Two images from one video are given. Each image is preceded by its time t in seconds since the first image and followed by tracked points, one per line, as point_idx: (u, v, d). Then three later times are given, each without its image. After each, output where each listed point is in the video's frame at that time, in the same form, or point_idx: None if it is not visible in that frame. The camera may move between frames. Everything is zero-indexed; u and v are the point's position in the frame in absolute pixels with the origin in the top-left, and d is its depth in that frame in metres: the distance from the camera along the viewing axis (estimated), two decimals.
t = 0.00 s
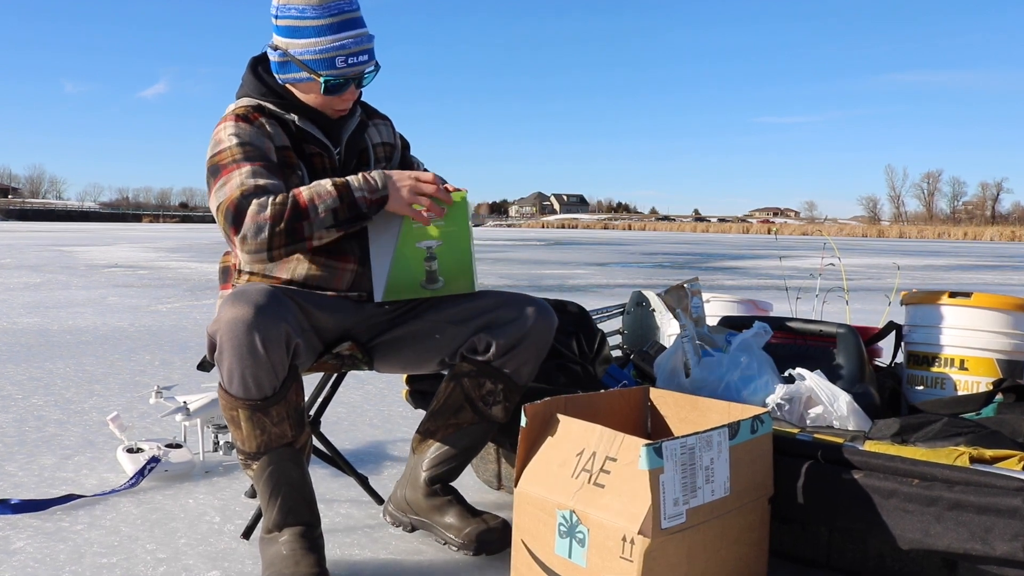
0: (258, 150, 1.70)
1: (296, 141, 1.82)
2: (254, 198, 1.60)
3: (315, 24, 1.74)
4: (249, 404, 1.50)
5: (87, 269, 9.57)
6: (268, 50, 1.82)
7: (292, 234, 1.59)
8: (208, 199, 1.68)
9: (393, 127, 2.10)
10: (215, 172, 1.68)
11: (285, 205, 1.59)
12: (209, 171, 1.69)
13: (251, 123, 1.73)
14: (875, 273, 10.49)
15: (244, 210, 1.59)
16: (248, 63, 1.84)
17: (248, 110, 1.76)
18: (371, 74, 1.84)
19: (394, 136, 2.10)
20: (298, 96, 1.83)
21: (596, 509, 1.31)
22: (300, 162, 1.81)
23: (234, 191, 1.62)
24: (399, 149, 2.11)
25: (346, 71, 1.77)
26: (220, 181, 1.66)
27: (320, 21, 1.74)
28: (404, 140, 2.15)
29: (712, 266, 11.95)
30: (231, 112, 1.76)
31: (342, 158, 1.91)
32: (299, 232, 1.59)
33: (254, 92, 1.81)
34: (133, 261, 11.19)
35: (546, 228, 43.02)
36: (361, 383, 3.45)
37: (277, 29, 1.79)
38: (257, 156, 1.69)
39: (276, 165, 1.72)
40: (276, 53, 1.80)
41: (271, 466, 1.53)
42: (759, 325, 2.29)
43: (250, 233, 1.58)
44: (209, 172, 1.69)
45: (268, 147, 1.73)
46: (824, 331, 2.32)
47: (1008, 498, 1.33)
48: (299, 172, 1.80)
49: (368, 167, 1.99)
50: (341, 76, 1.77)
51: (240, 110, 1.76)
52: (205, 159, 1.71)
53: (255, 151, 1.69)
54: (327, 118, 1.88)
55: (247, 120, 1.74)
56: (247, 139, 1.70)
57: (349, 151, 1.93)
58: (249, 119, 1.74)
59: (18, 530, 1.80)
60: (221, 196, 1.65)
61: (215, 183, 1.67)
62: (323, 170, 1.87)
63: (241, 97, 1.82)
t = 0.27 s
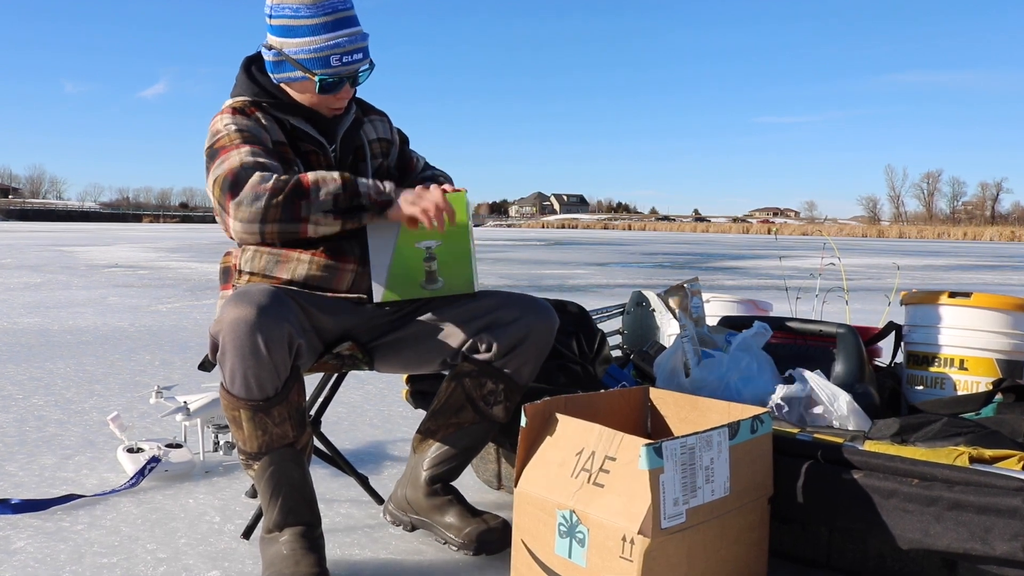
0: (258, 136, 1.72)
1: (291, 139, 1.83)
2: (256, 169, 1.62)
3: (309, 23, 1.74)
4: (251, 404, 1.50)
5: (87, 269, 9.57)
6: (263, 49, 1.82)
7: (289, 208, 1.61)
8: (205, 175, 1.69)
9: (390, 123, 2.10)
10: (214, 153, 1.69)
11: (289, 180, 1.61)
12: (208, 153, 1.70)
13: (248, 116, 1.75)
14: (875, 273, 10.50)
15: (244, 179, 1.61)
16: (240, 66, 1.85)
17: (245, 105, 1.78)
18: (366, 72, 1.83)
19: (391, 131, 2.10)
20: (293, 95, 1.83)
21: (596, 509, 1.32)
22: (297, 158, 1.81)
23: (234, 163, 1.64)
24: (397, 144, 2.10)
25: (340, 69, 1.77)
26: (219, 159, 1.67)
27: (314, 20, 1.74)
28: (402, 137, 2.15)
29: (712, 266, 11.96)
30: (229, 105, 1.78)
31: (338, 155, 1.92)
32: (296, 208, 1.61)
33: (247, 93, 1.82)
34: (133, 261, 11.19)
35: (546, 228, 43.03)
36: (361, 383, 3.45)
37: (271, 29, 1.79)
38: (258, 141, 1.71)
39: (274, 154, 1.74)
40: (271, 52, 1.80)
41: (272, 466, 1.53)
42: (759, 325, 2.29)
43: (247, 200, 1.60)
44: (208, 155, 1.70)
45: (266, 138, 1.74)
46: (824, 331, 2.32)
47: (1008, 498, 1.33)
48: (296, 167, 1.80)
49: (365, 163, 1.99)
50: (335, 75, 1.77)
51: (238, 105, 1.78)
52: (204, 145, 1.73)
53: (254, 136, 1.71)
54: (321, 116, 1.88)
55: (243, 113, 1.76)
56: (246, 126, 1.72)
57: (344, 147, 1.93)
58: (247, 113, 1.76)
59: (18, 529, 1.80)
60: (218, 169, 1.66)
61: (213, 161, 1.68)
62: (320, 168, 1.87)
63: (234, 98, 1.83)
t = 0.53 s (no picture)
0: (246, 162, 1.69)
1: (292, 144, 1.82)
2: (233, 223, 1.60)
3: (313, 19, 1.74)
4: (250, 404, 1.50)
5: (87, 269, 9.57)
6: (266, 49, 1.82)
7: (273, 259, 1.59)
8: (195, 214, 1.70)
9: (392, 126, 2.11)
10: (202, 187, 1.68)
11: (265, 230, 1.58)
12: (195, 183, 1.69)
13: (241, 133, 1.72)
14: (875, 273, 10.50)
15: (225, 236, 1.61)
16: (244, 67, 1.85)
17: (239, 117, 1.75)
18: (370, 69, 1.84)
19: (393, 135, 2.10)
20: (297, 95, 1.84)
21: (596, 509, 1.32)
22: (295, 165, 1.81)
23: (215, 216, 1.63)
24: (398, 147, 2.11)
25: (346, 65, 1.78)
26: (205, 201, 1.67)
27: (318, 17, 1.74)
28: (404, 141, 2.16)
29: (712, 266, 11.96)
30: (223, 120, 1.75)
31: (340, 159, 1.92)
32: (279, 256, 1.59)
33: (251, 94, 1.81)
34: (133, 261, 11.20)
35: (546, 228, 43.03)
36: (361, 383, 3.45)
37: (274, 27, 1.79)
38: (244, 169, 1.68)
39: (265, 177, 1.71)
40: (274, 51, 1.80)
41: (271, 466, 1.53)
42: (759, 325, 2.29)
43: (231, 259, 1.59)
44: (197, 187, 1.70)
45: (257, 157, 1.71)
46: (824, 331, 2.32)
47: (1008, 498, 1.33)
48: (294, 175, 1.80)
49: (366, 166, 1.99)
50: (341, 71, 1.78)
51: (231, 118, 1.75)
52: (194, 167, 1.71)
53: (241, 164, 1.68)
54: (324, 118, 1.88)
55: (237, 128, 1.72)
56: (235, 151, 1.69)
57: (346, 151, 1.93)
58: (239, 128, 1.73)
59: (18, 529, 1.80)
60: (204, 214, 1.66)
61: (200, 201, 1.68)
62: (320, 171, 1.88)
63: (238, 100, 1.82)
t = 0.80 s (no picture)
0: (247, 159, 1.70)
1: (292, 144, 1.83)
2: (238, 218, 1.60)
3: (313, 21, 1.74)
4: (250, 404, 1.51)
5: (87, 269, 9.57)
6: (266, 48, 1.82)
7: (280, 254, 1.59)
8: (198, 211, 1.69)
9: (393, 128, 2.11)
10: (204, 184, 1.69)
11: (271, 225, 1.59)
12: (198, 180, 1.70)
13: (243, 131, 1.73)
14: (875, 273, 10.50)
15: (230, 232, 1.60)
16: (245, 66, 1.85)
17: (241, 116, 1.76)
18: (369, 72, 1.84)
19: (394, 137, 2.10)
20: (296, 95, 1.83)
21: (596, 509, 1.32)
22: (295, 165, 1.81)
23: (220, 211, 1.62)
24: (398, 149, 2.11)
25: (345, 68, 1.78)
26: (208, 197, 1.67)
27: (318, 19, 1.74)
28: (405, 144, 2.16)
29: (712, 266, 11.96)
30: (225, 118, 1.76)
31: (340, 159, 1.92)
32: (286, 251, 1.59)
33: (251, 93, 1.81)
34: (133, 261, 11.20)
35: (546, 228, 43.05)
36: (361, 383, 3.45)
37: (275, 27, 1.79)
38: (247, 167, 1.69)
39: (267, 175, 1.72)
40: (274, 50, 1.80)
41: (271, 467, 1.53)
42: (760, 326, 2.28)
43: (237, 254, 1.59)
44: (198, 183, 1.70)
45: (259, 156, 1.72)
46: (824, 331, 2.32)
47: (1008, 498, 1.33)
48: (294, 175, 1.79)
49: (365, 167, 1.99)
50: (339, 74, 1.77)
51: (234, 116, 1.76)
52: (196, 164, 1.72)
53: (244, 161, 1.69)
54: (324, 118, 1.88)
55: (239, 126, 1.74)
56: (237, 149, 1.70)
57: (345, 152, 1.93)
58: (241, 126, 1.74)
59: (18, 529, 1.80)
60: (208, 211, 1.66)
61: (203, 198, 1.68)
62: (319, 172, 1.88)
63: (238, 99, 1.82)
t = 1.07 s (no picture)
0: (251, 149, 1.71)
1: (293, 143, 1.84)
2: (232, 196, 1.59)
3: (314, 28, 1.74)
4: (251, 404, 1.51)
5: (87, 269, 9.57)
6: (269, 49, 1.82)
7: (263, 241, 1.56)
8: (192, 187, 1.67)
9: (394, 129, 2.11)
10: (204, 163, 1.68)
11: (264, 210, 1.57)
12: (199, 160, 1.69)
13: (248, 124, 1.74)
14: (875, 273, 10.50)
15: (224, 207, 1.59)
16: (251, 62, 1.85)
17: (248, 108, 1.77)
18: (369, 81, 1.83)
19: (395, 139, 2.11)
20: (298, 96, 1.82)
21: (595, 509, 1.32)
22: (296, 164, 1.84)
23: (216, 185, 1.61)
24: (399, 151, 2.11)
25: (343, 77, 1.76)
26: (206, 173, 1.66)
27: (320, 26, 1.74)
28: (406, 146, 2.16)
29: (712, 266, 11.96)
30: (230, 109, 1.77)
31: (340, 161, 1.93)
32: (272, 239, 1.57)
33: (255, 91, 1.81)
34: (133, 261, 11.20)
35: (546, 228, 43.05)
36: (361, 383, 3.45)
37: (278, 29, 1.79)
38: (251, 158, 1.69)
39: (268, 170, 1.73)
40: (276, 52, 1.80)
41: (272, 467, 1.53)
42: (759, 325, 2.29)
43: (222, 229, 1.56)
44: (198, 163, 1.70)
45: (262, 149, 1.74)
46: (825, 331, 2.32)
47: (1008, 498, 1.33)
48: (294, 174, 1.83)
49: (365, 169, 2.00)
50: (338, 83, 1.77)
51: (239, 108, 1.77)
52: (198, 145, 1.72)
53: (247, 150, 1.70)
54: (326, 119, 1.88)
55: (244, 118, 1.75)
56: (241, 139, 1.71)
57: (347, 154, 1.94)
58: (247, 119, 1.75)
59: (18, 529, 1.80)
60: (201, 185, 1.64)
61: (201, 174, 1.67)
62: (320, 172, 1.90)
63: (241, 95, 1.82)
